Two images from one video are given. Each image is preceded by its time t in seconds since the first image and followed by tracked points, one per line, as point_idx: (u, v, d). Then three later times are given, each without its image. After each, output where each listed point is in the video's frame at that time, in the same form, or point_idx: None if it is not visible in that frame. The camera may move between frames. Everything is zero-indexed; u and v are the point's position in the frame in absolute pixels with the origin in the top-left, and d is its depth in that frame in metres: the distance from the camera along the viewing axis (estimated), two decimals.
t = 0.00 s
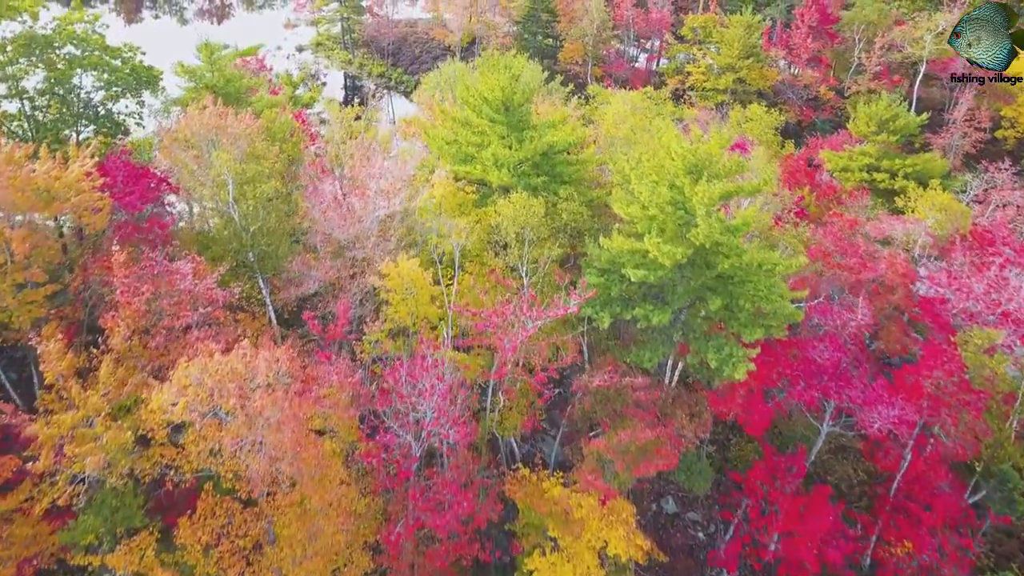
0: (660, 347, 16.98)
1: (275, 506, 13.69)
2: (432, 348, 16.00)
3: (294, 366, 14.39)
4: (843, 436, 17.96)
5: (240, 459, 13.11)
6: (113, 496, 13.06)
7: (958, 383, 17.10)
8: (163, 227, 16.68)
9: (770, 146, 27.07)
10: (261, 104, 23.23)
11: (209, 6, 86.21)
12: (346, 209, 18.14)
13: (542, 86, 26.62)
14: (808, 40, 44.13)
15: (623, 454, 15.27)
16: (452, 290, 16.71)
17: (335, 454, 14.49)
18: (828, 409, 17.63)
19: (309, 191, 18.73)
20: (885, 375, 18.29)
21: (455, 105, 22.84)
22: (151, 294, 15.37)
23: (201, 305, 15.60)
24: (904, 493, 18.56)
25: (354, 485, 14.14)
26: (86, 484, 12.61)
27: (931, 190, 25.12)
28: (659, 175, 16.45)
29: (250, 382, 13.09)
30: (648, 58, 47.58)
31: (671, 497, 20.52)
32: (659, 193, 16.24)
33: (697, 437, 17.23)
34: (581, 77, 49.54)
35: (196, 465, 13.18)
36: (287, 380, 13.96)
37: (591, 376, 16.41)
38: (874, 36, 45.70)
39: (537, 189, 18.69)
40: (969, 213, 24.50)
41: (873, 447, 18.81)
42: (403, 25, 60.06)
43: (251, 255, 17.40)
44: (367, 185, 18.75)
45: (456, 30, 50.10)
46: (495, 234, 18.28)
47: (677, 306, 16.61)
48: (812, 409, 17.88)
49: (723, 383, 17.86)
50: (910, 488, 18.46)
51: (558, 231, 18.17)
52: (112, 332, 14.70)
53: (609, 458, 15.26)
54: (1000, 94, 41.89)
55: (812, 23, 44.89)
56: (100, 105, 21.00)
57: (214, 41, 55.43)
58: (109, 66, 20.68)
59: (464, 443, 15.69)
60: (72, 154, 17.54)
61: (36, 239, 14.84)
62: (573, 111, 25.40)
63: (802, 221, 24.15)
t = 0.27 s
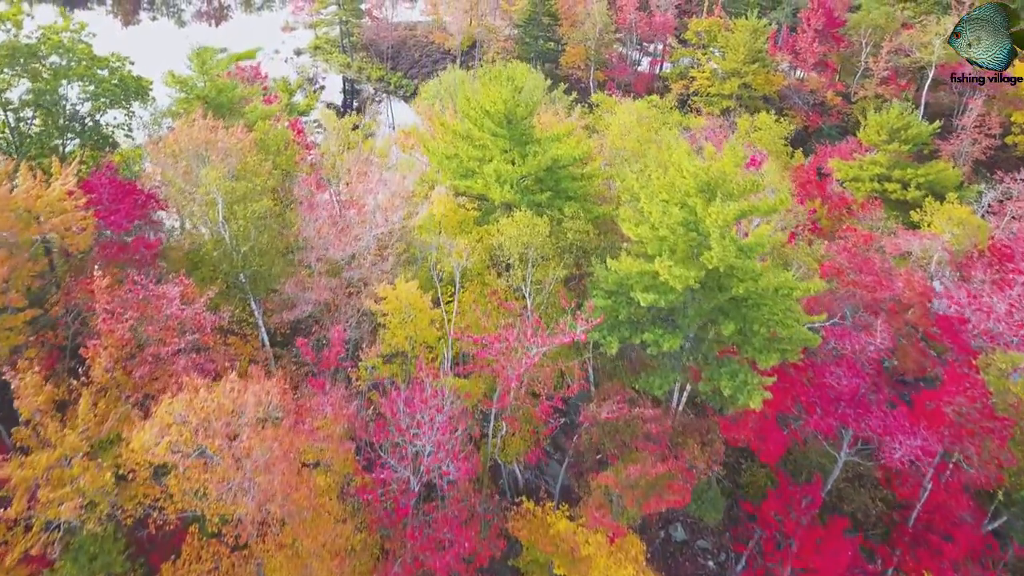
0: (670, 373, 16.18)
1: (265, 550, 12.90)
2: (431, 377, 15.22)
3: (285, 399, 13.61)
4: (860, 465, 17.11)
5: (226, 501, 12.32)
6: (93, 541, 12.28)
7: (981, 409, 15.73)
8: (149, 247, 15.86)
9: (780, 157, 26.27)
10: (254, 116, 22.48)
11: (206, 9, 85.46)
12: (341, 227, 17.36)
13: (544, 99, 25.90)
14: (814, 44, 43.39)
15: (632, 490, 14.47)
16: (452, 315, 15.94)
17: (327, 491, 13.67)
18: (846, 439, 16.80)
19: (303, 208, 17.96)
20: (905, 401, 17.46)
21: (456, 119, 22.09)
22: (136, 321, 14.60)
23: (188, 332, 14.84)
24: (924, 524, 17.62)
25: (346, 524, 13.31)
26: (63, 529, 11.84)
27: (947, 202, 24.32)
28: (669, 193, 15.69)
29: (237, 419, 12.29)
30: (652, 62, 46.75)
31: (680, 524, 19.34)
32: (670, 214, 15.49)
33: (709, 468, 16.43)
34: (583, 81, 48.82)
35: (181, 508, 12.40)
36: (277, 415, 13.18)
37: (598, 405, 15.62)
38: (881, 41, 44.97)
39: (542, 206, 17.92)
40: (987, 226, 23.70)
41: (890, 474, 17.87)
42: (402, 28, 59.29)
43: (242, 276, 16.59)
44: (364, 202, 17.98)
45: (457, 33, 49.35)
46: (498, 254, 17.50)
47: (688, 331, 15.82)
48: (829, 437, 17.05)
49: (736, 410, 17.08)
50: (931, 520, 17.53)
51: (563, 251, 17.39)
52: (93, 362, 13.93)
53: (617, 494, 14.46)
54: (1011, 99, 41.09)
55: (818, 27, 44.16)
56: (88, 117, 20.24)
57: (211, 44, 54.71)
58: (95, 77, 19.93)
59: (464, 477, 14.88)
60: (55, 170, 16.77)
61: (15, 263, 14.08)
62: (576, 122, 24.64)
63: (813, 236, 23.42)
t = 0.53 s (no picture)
0: (682, 402, 15.42)
1: None
2: (431, 408, 14.45)
3: (277, 434, 12.83)
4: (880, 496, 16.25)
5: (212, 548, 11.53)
6: None
7: (1007, 438, 14.30)
8: (135, 269, 15.08)
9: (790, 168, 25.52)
10: (248, 129, 21.73)
11: (204, 11, 84.85)
12: (337, 247, 16.59)
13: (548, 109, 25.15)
14: (821, 49, 42.65)
15: (644, 528, 13.66)
16: (452, 341, 15.19)
17: (321, 533, 12.88)
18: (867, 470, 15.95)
19: (298, 227, 17.22)
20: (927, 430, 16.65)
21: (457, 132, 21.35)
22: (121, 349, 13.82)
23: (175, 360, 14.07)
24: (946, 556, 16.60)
25: (340, 569, 12.51)
26: None
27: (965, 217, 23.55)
28: (680, 214, 14.91)
29: (224, 460, 11.53)
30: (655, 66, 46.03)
31: (691, 552, 17.96)
32: (682, 236, 14.70)
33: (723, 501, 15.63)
34: (585, 86, 48.13)
35: (164, 555, 11.61)
36: (268, 452, 12.39)
37: (607, 437, 14.84)
38: (889, 45, 44.27)
39: (546, 224, 17.16)
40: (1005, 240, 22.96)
41: (910, 504, 16.78)
42: (402, 31, 58.60)
43: (232, 299, 15.83)
44: (361, 220, 17.24)
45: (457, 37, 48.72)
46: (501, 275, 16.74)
47: (700, 358, 15.07)
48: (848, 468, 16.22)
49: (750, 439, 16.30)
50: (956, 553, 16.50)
51: (568, 272, 16.63)
52: (74, 395, 13.14)
53: (628, 533, 13.67)
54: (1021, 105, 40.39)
55: (825, 31, 43.46)
56: (74, 130, 19.45)
57: (209, 48, 54.05)
58: (81, 88, 19.16)
59: (466, 514, 14.08)
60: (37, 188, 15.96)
61: None
62: (581, 134, 23.88)
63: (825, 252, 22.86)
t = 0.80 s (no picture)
0: (696, 433, 14.62)
1: None
2: (430, 442, 13.64)
3: (267, 474, 12.01)
4: (901, 530, 15.38)
5: None
6: None
7: None
8: (119, 293, 14.30)
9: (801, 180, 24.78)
10: (240, 143, 21.00)
11: (203, 13, 84.09)
12: (332, 269, 15.82)
13: (551, 120, 24.37)
14: (829, 53, 41.88)
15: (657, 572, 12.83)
16: (453, 370, 14.40)
17: None
18: (888, 502, 15.14)
19: (292, 247, 16.45)
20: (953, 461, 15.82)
21: (458, 144, 20.56)
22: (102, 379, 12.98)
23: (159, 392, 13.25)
24: None
25: None
26: None
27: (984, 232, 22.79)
28: (694, 237, 14.13)
29: (210, 508, 10.78)
30: (659, 71, 45.30)
31: None
32: (696, 260, 13.92)
33: (739, 538, 14.81)
34: (587, 91, 47.44)
35: None
36: (258, 495, 11.56)
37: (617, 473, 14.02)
38: (897, 50, 43.56)
39: (552, 244, 16.39)
40: None
41: (931, 537, 15.74)
42: (402, 34, 57.86)
43: (222, 324, 15.03)
44: (358, 239, 16.50)
45: (458, 41, 48.03)
46: (505, 298, 15.95)
47: (715, 388, 14.29)
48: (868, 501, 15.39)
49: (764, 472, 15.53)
50: None
51: (576, 294, 15.84)
52: (50, 431, 12.29)
53: None
54: None
55: (832, 36, 42.73)
56: (59, 143, 18.66)
57: (206, 52, 53.36)
58: (66, 100, 18.38)
59: (467, 556, 13.24)
60: (18, 207, 15.13)
61: None
62: (586, 146, 23.12)
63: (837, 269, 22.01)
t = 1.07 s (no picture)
0: (710, 470, 13.88)
1: None
2: (430, 482, 12.90)
3: (258, 522, 11.24)
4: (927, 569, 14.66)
5: None
6: None
7: None
8: (103, 320, 13.51)
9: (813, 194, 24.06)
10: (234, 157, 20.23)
11: (200, 14, 83.21)
12: (327, 294, 15.08)
13: (554, 134, 23.61)
14: (837, 58, 40.98)
15: None
16: (454, 403, 13.63)
17: None
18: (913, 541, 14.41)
19: (284, 270, 15.66)
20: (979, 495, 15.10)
21: (459, 160, 19.81)
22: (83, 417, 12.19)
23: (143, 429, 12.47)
24: None
25: None
26: None
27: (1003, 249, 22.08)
28: (708, 263, 13.38)
29: (196, 563, 10.05)
30: (663, 76, 44.54)
31: None
32: (711, 288, 13.14)
33: None
34: (590, 96, 46.69)
35: None
36: (248, 547, 10.80)
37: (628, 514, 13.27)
38: (904, 54, 42.86)
39: (558, 268, 15.62)
40: None
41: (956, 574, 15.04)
42: (400, 37, 57.07)
43: (211, 353, 14.25)
44: (354, 261, 15.72)
45: (458, 45, 47.27)
46: (509, 325, 15.17)
47: (730, 422, 13.54)
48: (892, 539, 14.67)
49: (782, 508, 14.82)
50: None
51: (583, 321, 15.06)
52: (27, 476, 11.50)
53: None
54: None
55: (840, 41, 42.01)
56: (42, 159, 17.89)
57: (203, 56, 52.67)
58: (50, 114, 17.61)
59: None
60: None
61: None
62: (590, 160, 22.38)
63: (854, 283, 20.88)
